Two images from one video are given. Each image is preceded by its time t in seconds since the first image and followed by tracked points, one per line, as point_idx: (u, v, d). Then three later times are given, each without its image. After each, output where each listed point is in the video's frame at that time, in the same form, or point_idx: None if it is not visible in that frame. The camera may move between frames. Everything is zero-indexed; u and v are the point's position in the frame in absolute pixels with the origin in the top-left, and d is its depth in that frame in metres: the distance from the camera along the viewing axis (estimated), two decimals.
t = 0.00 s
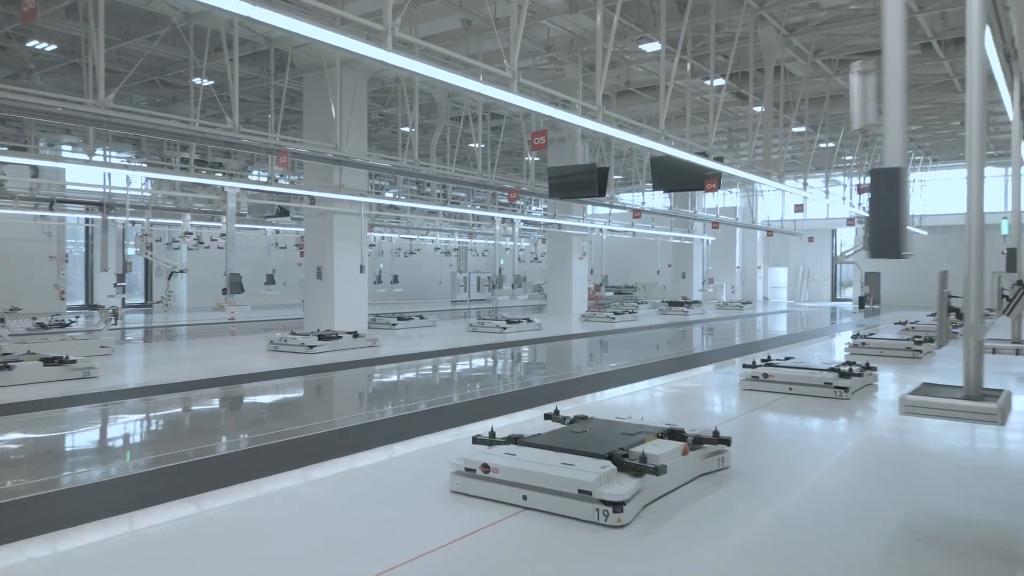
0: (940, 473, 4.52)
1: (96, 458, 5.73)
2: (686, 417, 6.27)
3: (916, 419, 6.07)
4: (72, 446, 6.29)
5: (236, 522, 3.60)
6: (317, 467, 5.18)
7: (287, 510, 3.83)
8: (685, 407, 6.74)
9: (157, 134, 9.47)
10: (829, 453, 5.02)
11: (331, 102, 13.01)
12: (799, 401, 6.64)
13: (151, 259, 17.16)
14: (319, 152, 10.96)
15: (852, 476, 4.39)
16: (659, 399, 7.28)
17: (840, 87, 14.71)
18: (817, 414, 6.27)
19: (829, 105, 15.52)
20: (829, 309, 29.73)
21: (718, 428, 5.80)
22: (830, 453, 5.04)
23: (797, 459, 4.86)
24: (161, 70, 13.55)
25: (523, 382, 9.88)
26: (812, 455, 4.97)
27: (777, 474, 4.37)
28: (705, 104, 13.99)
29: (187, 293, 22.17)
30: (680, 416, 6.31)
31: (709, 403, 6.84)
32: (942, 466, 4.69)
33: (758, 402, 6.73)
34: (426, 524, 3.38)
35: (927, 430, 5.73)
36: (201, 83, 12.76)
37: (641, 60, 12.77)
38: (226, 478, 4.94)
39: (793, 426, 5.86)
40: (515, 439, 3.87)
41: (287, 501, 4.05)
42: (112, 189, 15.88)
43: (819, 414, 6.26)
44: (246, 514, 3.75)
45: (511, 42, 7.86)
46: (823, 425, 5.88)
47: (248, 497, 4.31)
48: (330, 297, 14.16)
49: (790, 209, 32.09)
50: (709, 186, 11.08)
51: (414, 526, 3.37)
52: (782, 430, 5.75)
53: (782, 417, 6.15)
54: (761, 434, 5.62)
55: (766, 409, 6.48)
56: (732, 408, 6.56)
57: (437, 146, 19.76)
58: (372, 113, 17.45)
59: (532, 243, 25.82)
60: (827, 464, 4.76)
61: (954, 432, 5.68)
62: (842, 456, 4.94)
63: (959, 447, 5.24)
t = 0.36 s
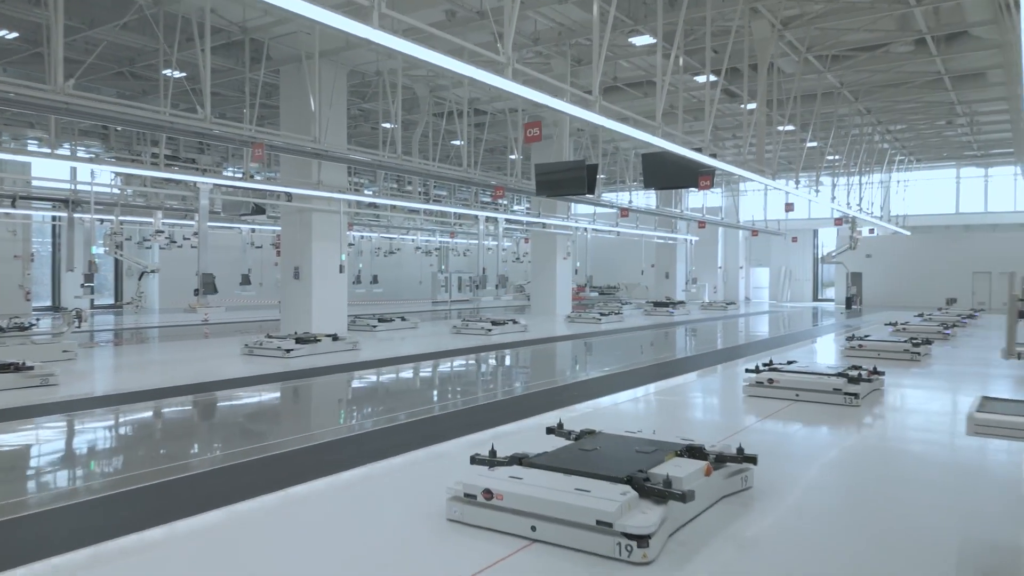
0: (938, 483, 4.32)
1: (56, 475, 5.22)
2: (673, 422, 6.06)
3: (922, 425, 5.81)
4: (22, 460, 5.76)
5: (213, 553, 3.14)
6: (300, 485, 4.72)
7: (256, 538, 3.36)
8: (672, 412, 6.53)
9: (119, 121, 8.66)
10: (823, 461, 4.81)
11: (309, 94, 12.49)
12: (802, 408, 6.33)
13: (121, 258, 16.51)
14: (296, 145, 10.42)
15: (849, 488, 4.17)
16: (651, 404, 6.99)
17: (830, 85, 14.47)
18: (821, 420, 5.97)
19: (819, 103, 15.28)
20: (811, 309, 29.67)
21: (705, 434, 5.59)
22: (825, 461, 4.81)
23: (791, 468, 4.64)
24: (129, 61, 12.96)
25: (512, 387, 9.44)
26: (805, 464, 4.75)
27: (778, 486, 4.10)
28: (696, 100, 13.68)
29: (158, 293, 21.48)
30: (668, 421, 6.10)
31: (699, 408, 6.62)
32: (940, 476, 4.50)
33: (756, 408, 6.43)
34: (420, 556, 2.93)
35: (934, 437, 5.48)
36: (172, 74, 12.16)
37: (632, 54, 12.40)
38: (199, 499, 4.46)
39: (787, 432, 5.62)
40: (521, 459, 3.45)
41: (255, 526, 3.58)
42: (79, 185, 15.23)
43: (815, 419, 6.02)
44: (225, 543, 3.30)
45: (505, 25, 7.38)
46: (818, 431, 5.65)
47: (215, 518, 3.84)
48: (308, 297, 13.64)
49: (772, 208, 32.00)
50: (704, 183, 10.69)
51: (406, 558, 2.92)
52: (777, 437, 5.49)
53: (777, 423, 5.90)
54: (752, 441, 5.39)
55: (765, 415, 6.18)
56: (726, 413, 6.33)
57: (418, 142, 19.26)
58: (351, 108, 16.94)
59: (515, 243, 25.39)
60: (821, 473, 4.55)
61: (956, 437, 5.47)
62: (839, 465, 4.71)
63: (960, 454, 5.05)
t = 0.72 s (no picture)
0: (930, 488, 4.16)
1: (13, 493, 4.67)
2: (653, 425, 5.93)
3: (932, 430, 5.55)
4: None
5: None
6: (286, 506, 4.26)
7: None
8: (655, 416, 6.37)
9: (75, 108, 7.80)
10: (808, 467, 4.63)
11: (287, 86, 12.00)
12: (804, 414, 6.03)
13: (89, 257, 15.85)
14: (274, 138, 9.93)
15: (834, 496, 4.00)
16: (643, 408, 6.75)
17: (821, 82, 14.23)
18: (822, 426, 5.70)
19: (809, 101, 15.03)
20: (793, 309, 29.62)
21: (684, 437, 5.44)
22: (811, 467, 4.63)
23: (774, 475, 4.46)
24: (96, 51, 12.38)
25: (502, 393, 9.00)
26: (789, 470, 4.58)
27: (801, 504, 3.77)
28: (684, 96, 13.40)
29: (128, 294, 20.77)
30: (649, 424, 5.96)
31: (686, 411, 6.45)
32: (947, 484, 4.29)
33: (754, 413, 6.13)
34: None
35: (943, 442, 5.24)
36: (140, 66, 11.58)
37: (623, 47, 12.01)
38: (178, 521, 3.96)
39: (773, 435, 5.44)
40: (532, 486, 3.04)
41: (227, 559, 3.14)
42: (42, 181, 14.57)
43: (806, 423, 5.81)
44: None
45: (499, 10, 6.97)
46: (807, 434, 5.46)
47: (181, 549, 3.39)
48: (284, 298, 13.14)
49: (753, 208, 31.88)
50: (698, 180, 10.31)
51: None
52: (765, 442, 5.28)
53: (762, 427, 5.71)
54: (732, 445, 5.22)
55: (759, 420, 5.93)
56: (713, 416, 6.14)
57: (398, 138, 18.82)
58: (330, 103, 16.47)
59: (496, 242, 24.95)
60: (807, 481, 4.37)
61: (961, 441, 5.25)
62: (842, 474, 4.47)
63: (966, 459, 4.84)
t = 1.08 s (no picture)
0: (943, 494, 3.94)
1: None
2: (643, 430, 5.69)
3: (955, 439, 5.20)
4: None
5: None
6: (265, 532, 3.80)
7: None
8: (649, 421, 6.10)
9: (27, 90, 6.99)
10: (799, 469, 4.45)
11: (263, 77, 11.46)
12: (812, 421, 5.71)
13: (55, 256, 15.16)
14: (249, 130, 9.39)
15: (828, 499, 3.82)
16: (641, 415, 6.44)
17: (811, 79, 13.99)
18: (822, 431, 5.45)
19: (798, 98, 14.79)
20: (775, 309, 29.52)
21: (670, 443, 5.21)
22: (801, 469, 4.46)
23: (763, 477, 4.28)
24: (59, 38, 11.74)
25: (492, 398, 8.55)
26: (778, 471, 4.41)
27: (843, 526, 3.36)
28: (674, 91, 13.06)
29: (97, 295, 20.02)
30: (645, 431, 5.66)
31: (685, 417, 6.17)
32: (992, 497, 3.91)
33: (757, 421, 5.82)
34: None
35: (971, 451, 4.89)
36: (106, 55, 10.98)
37: (613, 40, 11.63)
38: (152, 554, 3.45)
39: (760, 439, 5.26)
40: (552, 522, 2.62)
41: None
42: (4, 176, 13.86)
43: (798, 426, 5.60)
44: None
45: None
46: (797, 437, 5.27)
47: None
48: (259, 299, 12.59)
49: (735, 208, 31.76)
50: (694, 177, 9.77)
51: None
52: (754, 445, 5.08)
53: (749, 431, 5.52)
54: (719, 449, 5.02)
55: (763, 426, 5.63)
56: (709, 422, 5.88)
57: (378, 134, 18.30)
58: (307, 97, 15.94)
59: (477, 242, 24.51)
60: (800, 483, 4.18)
61: (990, 450, 4.91)
62: (875, 485, 4.09)
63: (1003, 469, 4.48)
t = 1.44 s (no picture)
0: (1002, 519, 3.55)
1: None
2: (637, 435, 5.41)
3: (988, 451, 4.85)
4: None
5: None
6: (243, 564, 3.32)
7: None
8: (648, 427, 5.80)
9: None
10: (793, 479, 4.19)
11: (238, 65, 10.91)
12: (824, 431, 5.38)
13: (20, 255, 14.46)
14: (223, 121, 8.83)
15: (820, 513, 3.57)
16: (643, 420, 6.11)
17: (803, 76, 13.73)
18: (828, 441, 5.14)
19: (788, 95, 14.53)
20: (758, 309, 29.40)
21: (659, 449, 4.95)
22: (793, 479, 4.21)
23: (753, 489, 4.03)
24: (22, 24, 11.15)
25: (483, 405, 8.08)
26: (768, 482, 4.16)
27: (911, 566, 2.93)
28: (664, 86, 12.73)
29: (64, 295, 19.26)
30: (657, 440, 5.25)
31: (687, 423, 5.86)
32: None
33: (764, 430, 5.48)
34: None
35: (1010, 465, 4.52)
36: (70, 41, 10.36)
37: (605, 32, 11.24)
38: None
39: (758, 447, 4.98)
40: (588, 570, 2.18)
41: None
42: None
43: (803, 435, 5.31)
44: None
45: None
46: (797, 447, 4.99)
47: None
48: (234, 299, 12.03)
49: (717, 208, 31.62)
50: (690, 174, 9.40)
51: None
52: (749, 454, 4.81)
53: (747, 438, 5.23)
54: (710, 456, 4.76)
55: (771, 436, 5.30)
56: (712, 430, 5.57)
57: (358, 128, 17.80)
58: (285, 90, 15.41)
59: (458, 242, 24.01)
60: (792, 495, 3.94)
61: None
62: (929, 511, 3.67)
63: None
